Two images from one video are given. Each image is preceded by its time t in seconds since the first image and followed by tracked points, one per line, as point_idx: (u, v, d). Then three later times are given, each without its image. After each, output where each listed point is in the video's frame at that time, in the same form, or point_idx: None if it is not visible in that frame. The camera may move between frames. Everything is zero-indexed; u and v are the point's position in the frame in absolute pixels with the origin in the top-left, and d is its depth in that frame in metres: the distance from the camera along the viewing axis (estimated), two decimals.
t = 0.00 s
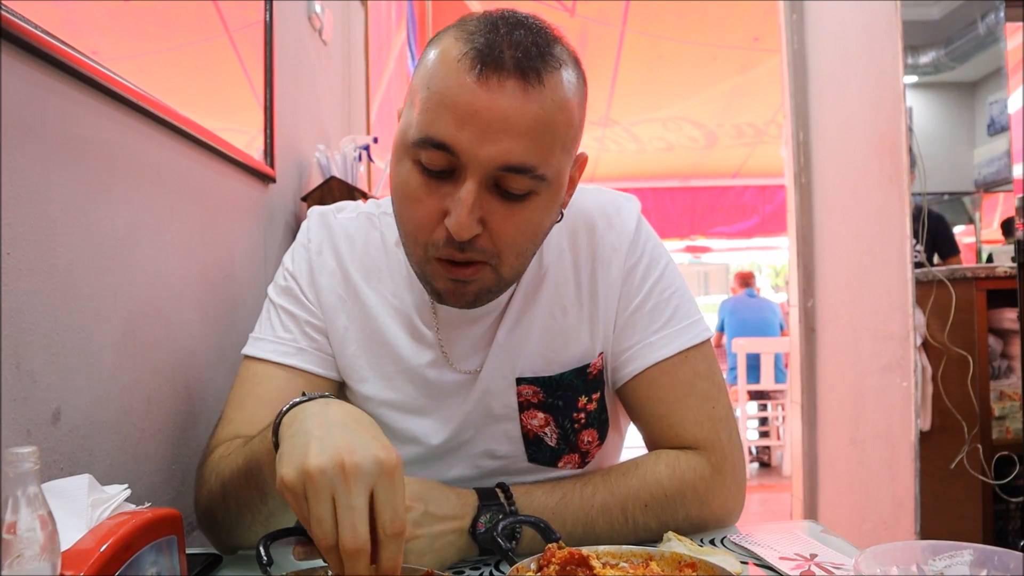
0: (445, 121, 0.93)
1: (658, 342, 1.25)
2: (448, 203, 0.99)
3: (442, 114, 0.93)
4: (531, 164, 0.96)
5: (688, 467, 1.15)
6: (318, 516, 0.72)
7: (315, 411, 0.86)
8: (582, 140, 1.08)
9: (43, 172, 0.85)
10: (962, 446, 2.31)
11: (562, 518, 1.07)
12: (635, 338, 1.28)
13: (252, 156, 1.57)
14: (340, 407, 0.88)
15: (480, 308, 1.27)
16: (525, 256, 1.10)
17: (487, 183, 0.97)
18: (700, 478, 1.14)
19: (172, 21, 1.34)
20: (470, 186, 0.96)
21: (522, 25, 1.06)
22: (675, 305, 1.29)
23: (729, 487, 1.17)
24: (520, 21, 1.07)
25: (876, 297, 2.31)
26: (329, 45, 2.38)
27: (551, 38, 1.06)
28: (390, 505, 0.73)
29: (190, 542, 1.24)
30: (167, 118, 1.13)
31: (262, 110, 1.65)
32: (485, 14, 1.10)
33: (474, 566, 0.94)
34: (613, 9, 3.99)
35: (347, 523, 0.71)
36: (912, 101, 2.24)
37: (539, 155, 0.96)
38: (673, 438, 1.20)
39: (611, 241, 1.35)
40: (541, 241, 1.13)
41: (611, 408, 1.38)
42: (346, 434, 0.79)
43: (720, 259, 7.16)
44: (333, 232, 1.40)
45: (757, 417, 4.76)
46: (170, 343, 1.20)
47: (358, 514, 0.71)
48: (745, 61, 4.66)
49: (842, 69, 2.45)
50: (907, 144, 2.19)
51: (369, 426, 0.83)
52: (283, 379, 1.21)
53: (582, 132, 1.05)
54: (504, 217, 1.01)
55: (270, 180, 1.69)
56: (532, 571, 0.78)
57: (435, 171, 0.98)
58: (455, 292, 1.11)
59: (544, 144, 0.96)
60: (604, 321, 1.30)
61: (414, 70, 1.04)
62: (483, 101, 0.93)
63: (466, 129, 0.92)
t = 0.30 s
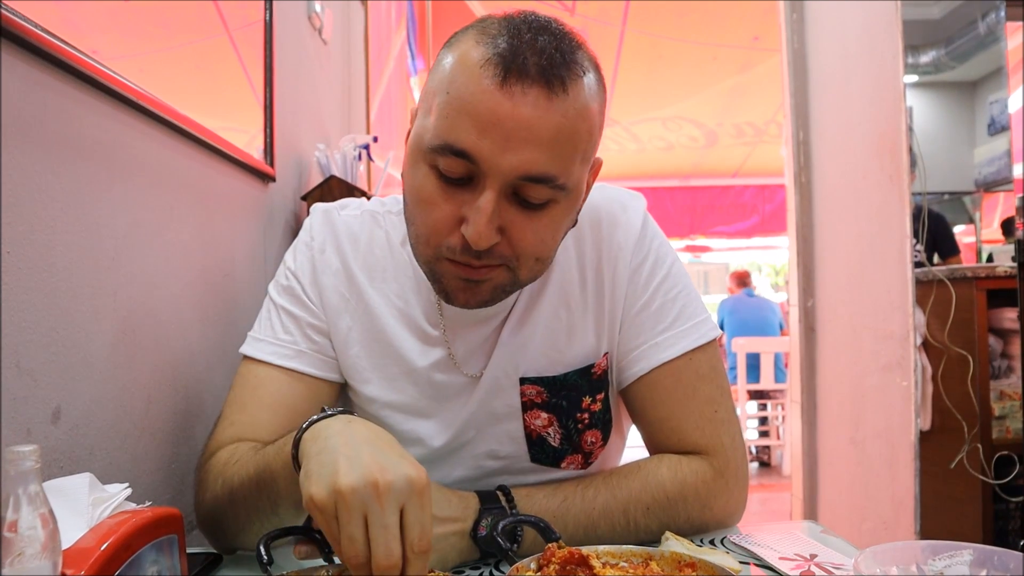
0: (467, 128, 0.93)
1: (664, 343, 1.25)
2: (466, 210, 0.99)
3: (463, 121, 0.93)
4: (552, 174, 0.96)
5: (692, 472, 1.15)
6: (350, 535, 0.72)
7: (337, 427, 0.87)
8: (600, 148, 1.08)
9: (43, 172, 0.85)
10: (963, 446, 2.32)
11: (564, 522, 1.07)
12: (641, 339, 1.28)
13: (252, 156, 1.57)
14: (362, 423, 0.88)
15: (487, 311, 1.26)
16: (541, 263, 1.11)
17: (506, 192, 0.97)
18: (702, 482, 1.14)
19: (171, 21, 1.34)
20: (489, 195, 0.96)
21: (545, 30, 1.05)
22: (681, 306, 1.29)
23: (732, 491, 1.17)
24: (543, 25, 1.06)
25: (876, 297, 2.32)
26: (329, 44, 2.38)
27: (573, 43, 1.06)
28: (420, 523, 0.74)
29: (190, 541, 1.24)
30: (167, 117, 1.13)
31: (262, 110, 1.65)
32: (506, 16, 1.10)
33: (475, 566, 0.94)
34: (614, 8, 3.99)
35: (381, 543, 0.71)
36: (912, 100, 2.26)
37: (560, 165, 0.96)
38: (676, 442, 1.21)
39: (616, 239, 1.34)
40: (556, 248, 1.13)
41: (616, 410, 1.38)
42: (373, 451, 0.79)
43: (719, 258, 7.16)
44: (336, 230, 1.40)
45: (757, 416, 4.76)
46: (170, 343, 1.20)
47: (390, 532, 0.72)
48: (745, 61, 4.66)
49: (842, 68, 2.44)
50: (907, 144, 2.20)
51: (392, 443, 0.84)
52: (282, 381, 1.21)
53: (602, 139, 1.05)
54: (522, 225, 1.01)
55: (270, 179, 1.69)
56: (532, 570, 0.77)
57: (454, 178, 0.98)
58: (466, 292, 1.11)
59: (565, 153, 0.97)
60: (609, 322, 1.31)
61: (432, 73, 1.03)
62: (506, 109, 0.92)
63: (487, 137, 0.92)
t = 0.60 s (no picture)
0: (474, 129, 0.93)
1: (665, 342, 1.25)
2: (469, 210, 0.99)
3: (472, 121, 0.93)
4: (556, 178, 0.96)
5: (692, 472, 1.15)
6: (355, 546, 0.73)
7: (331, 432, 0.86)
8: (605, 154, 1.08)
9: (43, 171, 0.85)
10: (963, 446, 2.31)
11: (563, 522, 1.07)
12: (642, 339, 1.28)
13: (252, 155, 1.57)
14: (358, 426, 0.88)
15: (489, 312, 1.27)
16: (540, 267, 1.11)
17: (510, 195, 0.97)
18: (703, 483, 1.14)
19: (172, 20, 1.34)
20: (493, 197, 0.96)
21: (558, 34, 1.05)
22: (682, 305, 1.29)
23: (733, 492, 1.17)
24: (556, 29, 1.06)
25: (876, 297, 2.32)
26: (330, 44, 2.38)
27: (584, 49, 1.06)
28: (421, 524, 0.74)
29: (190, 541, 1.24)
30: (167, 117, 1.13)
31: (262, 109, 1.64)
32: (518, 17, 1.10)
33: (475, 566, 0.94)
34: (614, 8, 3.99)
35: (382, 551, 0.71)
36: (912, 100, 2.29)
37: (564, 170, 0.97)
38: (676, 442, 1.21)
39: (617, 239, 1.34)
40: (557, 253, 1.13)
41: (616, 409, 1.38)
42: (370, 457, 0.79)
43: (720, 258, 7.17)
44: (336, 230, 1.40)
45: (757, 416, 4.77)
46: (171, 342, 1.20)
47: (391, 539, 0.71)
48: (745, 61, 4.66)
49: (842, 68, 2.41)
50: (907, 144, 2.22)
51: (389, 445, 0.83)
52: (282, 381, 1.21)
53: (607, 146, 1.05)
54: (523, 228, 1.01)
55: (270, 179, 1.69)
56: (532, 570, 0.77)
57: (459, 178, 0.98)
58: (461, 295, 1.11)
59: (571, 158, 0.97)
60: (610, 321, 1.31)
61: (441, 70, 1.03)
62: (514, 111, 0.92)
63: (495, 139, 0.92)
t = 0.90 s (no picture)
0: (466, 122, 0.93)
1: (666, 341, 1.25)
2: (465, 204, 0.99)
3: (464, 115, 0.93)
4: (551, 169, 0.96)
5: (693, 470, 1.15)
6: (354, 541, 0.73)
7: (322, 424, 0.86)
8: (601, 144, 1.07)
9: (42, 168, 0.84)
10: (963, 445, 2.29)
11: (564, 519, 1.06)
12: (643, 337, 1.28)
13: (253, 153, 1.57)
14: (350, 415, 0.88)
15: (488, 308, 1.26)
16: (541, 258, 1.11)
17: (505, 187, 0.97)
18: (704, 481, 1.13)
19: (172, 18, 1.34)
20: (488, 190, 0.96)
21: (549, 26, 1.05)
22: (683, 304, 1.28)
23: (734, 490, 1.17)
24: (547, 22, 1.06)
25: (876, 296, 2.33)
26: (330, 43, 2.38)
27: (577, 40, 1.06)
28: (418, 515, 0.74)
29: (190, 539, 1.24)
30: (167, 114, 1.13)
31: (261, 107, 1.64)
32: (509, 12, 1.10)
33: (475, 564, 0.94)
34: (614, 8, 3.99)
35: (381, 545, 0.71)
36: (913, 101, 2.22)
37: (559, 161, 0.96)
38: (676, 441, 1.20)
39: (618, 237, 1.34)
40: (557, 245, 1.13)
41: (616, 408, 1.38)
42: (363, 451, 0.79)
43: (720, 258, 7.16)
44: (336, 228, 1.39)
45: (757, 416, 4.77)
46: (171, 340, 1.20)
47: (388, 532, 0.72)
48: (746, 61, 4.66)
49: (843, 68, 2.47)
50: (907, 144, 2.19)
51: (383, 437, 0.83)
52: (281, 378, 1.20)
53: (603, 136, 1.05)
54: (520, 220, 1.01)
55: (271, 177, 1.69)
56: (533, 567, 0.78)
57: (454, 172, 0.98)
58: (465, 287, 1.10)
59: (565, 149, 0.96)
60: (611, 320, 1.30)
61: (434, 66, 1.04)
62: (505, 103, 0.92)
63: (487, 132, 0.92)
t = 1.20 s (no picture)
0: (465, 119, 0.93)
1: (667, 335, 1.25)
2: (467, 200, 0.99)
3: (462, 111, 0.93)
4: (553, 161, 0.96)
5: (692, 465, 1.15)
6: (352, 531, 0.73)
7: (318, 415, 0.85)
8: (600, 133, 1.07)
9: (43, 162, 0.84)
10: (963, 442, 2.28)
11: (564, 515, 1.06)
12: (643, 332, 1.28)
13: (252, 149, 1.56)
14: (346, 404, 0.87)
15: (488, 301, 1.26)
16: (545, 251, 1.10)
17: (507, 181, 0.97)
18: (704, 476, 1.13)
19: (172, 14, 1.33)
20: (490, 184, 0.96)
21: (540, 18, 1.05)
22: (684, 298, 1.28)
23: (734, 485, 1.17)
24: (538, 14, 1.06)
25: (876, 293, 2.33)
26: (330, 38, 2.37)
27: (569, 31, 1.06)
28: (415, 504, 0.74)
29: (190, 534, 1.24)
30: (167, 110, 1.13)
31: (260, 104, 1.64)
32: (500, 5, 1.09)
33: (476, 560, 0.95)
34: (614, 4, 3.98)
35: (379, 535, 0.71)
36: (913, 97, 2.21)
37: (561, 152, 0.96)
38: (676, 435, 1.20)
39: (618, 232, 1.34)
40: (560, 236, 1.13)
41: (616, 403, 1.38)
42: (358, 439, 0.79)
43: (720, 254, 7.15)
44: (335, 223, 1.39)
45: (757, 412, 4.77)
46: (171, 335, 1.20)
47: (386, 523, 0.72)
48: (746, 57, 4.65)
49: (842, 64, 2.48)
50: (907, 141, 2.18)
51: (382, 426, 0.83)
52: (279, 373, 1.20)
53: (601, 126, 1.05)
54: (524, 213, 1.01)
55: (270, 173, 1.69)
56: (533, 563, 0.78)
57: (455, 168, 0.98)
58: (469, 281, 1.10)
59: (566, 140, 0.96)
60: (612, 314, 1.30)
61: (428, 64, 1.03)
62: (503, 98, 0.92)
63: (487, 127, 0.92)
